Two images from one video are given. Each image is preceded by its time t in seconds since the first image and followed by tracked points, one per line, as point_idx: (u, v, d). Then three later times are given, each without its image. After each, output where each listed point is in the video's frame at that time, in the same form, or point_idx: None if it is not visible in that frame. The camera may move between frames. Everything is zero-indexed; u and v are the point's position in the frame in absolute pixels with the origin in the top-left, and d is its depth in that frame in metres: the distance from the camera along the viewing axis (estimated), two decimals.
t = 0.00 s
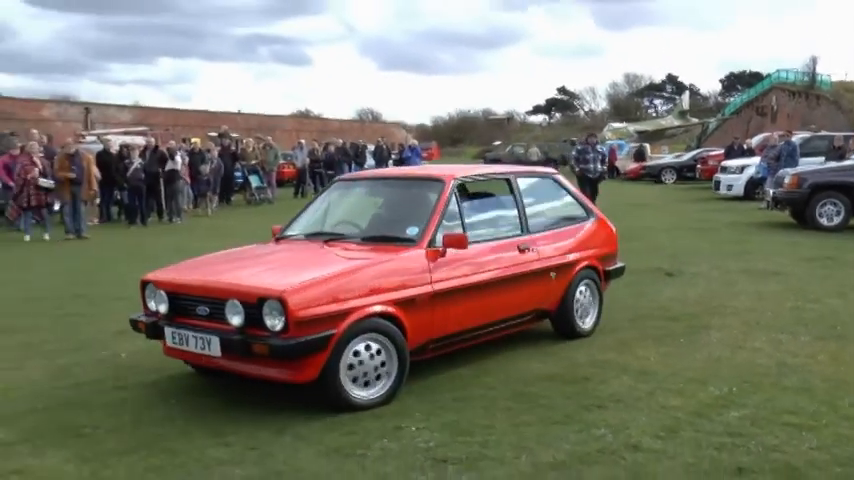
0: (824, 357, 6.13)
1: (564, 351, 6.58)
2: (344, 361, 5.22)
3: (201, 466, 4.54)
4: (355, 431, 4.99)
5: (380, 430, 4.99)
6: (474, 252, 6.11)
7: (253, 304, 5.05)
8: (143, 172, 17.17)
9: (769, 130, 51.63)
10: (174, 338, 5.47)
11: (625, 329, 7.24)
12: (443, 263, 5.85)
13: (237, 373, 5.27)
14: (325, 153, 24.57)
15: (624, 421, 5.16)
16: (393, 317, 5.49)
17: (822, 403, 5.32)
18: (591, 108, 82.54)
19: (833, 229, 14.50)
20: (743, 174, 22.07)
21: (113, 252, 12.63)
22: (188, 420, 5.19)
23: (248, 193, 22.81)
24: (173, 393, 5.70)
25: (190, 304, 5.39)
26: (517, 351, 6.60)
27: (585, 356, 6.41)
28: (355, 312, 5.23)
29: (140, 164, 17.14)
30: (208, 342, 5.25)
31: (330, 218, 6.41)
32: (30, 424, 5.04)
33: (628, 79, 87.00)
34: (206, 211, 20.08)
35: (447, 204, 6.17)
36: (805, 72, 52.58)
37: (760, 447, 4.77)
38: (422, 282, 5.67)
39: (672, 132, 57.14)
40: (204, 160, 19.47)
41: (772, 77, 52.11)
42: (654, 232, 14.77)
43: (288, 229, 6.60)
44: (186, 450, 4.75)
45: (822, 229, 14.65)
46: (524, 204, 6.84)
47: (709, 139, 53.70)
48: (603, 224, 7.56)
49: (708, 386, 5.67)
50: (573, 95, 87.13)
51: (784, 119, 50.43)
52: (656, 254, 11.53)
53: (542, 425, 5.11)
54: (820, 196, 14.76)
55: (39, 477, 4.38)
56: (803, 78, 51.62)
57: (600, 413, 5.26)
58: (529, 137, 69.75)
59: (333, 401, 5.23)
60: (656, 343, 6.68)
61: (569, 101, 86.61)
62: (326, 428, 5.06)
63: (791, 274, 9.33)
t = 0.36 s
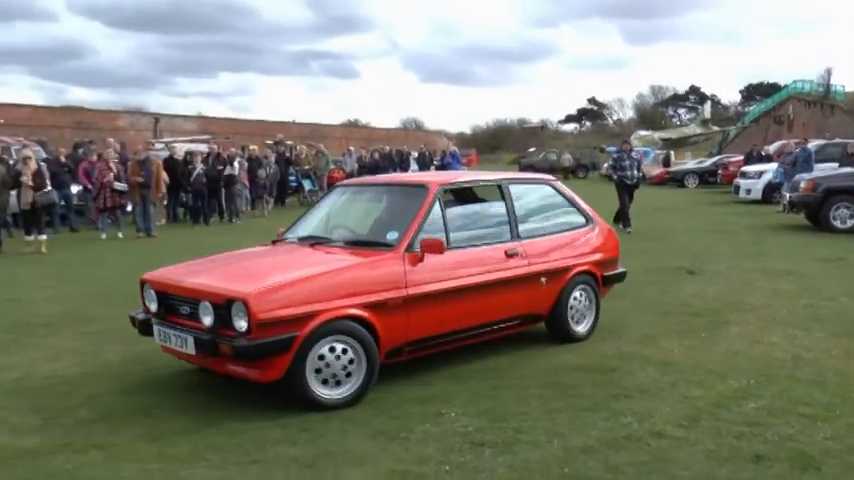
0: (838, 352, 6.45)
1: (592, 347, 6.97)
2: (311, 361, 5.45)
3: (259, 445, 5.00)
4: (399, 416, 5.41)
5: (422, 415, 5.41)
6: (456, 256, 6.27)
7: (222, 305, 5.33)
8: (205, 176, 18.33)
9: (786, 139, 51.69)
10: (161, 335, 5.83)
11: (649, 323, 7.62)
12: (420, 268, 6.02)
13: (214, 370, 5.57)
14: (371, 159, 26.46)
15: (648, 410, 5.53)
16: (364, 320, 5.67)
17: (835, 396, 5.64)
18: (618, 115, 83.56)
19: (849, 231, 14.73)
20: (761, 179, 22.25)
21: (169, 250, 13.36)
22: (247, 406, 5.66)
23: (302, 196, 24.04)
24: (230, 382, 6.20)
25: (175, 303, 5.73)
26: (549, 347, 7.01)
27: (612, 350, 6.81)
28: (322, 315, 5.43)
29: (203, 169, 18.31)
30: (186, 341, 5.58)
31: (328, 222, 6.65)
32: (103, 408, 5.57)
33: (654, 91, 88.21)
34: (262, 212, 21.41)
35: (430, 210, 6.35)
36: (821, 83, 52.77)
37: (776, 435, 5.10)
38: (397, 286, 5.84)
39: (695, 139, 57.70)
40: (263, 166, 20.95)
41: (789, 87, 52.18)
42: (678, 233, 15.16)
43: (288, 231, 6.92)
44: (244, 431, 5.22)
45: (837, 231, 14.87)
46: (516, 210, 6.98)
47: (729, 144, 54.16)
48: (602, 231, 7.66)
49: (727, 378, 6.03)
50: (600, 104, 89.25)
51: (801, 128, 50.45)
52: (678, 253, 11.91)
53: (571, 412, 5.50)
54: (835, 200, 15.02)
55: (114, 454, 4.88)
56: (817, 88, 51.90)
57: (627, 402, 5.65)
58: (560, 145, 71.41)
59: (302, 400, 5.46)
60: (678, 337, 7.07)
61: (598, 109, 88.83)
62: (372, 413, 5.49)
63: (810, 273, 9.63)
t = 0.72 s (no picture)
0: (845, 350, 6.73)
1: (611, 343, 7.34)
2: (269, 364, 5.66)
3: (297, 430, 5.38)
4: (429, 405, 5.80)
5: (449, 405, 5.78)
6: (428, 262, 6.42)
7: (186, 307, 5.57)
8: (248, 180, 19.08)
9: (796, 146, 51.81)
10: (142, 334, 6.13)
11: (664, 320, 7.96)
12: (388, 273, 6.16)
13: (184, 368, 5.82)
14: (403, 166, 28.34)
15: (662, 402, 5.85)
16: (327, 323, 5.85)
17: (841, 391, 5.92)
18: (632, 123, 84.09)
19: None
20: (770, 184, 22.43)
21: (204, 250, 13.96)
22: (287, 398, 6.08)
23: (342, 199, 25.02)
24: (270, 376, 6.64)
25: (153, 304, 6.03)
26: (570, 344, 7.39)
27: (630, 346, 7.19)
28: (281, 318, 5.62)
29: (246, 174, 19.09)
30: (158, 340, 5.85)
31: (314, 228, 6.86)
32: (153, 396, 6.02)
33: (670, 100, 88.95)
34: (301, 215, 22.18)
35: (403, 216, 6.50)
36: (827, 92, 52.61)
37: (785, 428, 5.37)
38: (362, 290, 5.99)
39: (707, 146, 58.03)
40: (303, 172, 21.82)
41: (796, 97, 52.17)
42: (694, 235, 15.52)
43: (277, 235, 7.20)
44: (284, 417, 5.62)
45: (843, 234, 15.16)
46: (496, 216, 7.10)
47: (740, 151, 54.40)
48: (589, 236, 7.72)
49: (739, 373, 6.34)
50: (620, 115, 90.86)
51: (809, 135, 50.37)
52: (694, 254, 12.25)
53: (590, 404, 5.83)
54: (842, 204, 15.27)
55: (165, 437, 5.31)
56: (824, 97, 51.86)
57: (643, 395, 6.00)
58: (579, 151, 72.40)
59: (261, 401, 5.69)
60: (693, 334, 7.41)
61: (618, 118, 90.40)
62: (402, 403, 5.87)
63: (821, 274, 9.90)
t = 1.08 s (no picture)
0: None
1: (630, 340, 7.52)
2: (225, 366, 5.76)
3: (327, 423, 5.61)
4: (453, 401, 6.05)
5: (474, 401, 6.01)
6: (397, 266, 6.42)
7: (147, 307, 5.70)
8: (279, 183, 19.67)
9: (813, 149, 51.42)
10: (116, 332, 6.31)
11: (682, 319, 8.10)
12: (353, 277, 6.18)
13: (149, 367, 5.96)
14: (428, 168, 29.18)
15: (681, 399, 5.99)
16: (286, 326, 5.91)
17: None
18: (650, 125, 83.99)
19: None
20: (788, 186, 22.39)
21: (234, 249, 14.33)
22: (317, 393, 6.34)
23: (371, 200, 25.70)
24: (302, 374, 6.93)
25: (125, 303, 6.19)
26: (591, 342, 7.58)
27: (649, 343, 7.36)
28: (237, 320, 5.69)
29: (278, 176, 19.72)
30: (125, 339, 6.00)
31: (293, 230, 6.95)
32: (188, 395, 6.32)
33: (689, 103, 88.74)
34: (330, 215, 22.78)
35: (372, 219, 6.52)
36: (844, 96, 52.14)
37: (802, 425, 5.47)
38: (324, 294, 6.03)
39: (725, 149, 57.85)
40: (331, 173, 22.01)
41: (815, 101, 51.74)
42: (713, 236, 15.64)
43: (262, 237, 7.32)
44: (313, 411, 5.87)
45: None
46: (473, 220, 7.08)
47: (758, 154, 54.16)
48: (577, 241, 7.60)
49: (756, 372, 6.46)
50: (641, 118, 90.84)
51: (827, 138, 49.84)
52: (712, 254, 12.36)
53: (610, 400, 6.00)
54: None
55: (199, 427, 5.57)
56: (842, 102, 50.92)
57: (662, 391, 6.15)
58: (598, 154, 72.59)
59: (219, 401, 5.80)
60: (711, 332, 7.55)
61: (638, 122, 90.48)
62: (428, 399, 6.11)
63: (838, 274, 9.97)
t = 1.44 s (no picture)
0: None
1: (666, 342, 7.45)
2: (191, 368, 5.76)
3: (361, 422, 5.64)
4: (487, 401, 6.05)
5: (507, 402, 6.01)
6: (375, 271, 6.31)
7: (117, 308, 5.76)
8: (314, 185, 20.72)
9: None
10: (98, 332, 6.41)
11: (718, 321, 8.00)
12: (327, 281, 6.10)
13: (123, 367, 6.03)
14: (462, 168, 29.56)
15: (718, 403, 5.91)
16: (254, 329, 5.88)
17: None
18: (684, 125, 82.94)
19: None
20: (828, 187, 21.92)
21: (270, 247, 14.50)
22: (350, 391, 6.39)
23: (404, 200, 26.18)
24: (335, 372, 6.99)
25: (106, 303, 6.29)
26: (625, 343, 7.52)
27: (684, 346, 7.28)
28: (202, 324, 5.69)
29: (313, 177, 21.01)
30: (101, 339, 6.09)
31: (281, 231, 6.91)
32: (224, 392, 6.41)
33: (725, 103, 87.45)
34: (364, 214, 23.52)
35: (348, 222, 6.41)
36: None
37: (843, 432, 5.35)
38: (295, 299, 5.96)
39: (763, 149, 56.85)
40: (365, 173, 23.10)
41: None
42: (751, 237, 15.40)
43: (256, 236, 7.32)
44: (346, 410, 5.91)
45: None
46: (461, 223, 6.88)
47: (797, 153, 53.13)
48: (577, 246, 7.31)
49: (794, 376, 6.34)
50: (676, 118, 89.84)
51: None
52: (750, 255, 12.17)
53: (645, 402, 5.95)
54: None
55: (234, 424, 5.63)
56: None
57: (697, 395, 6.07)
58: (632, 154, 72.01)
59: (186, 404, 5.81)
60: (748, 335, 7.44)
61: (672, 121, 89.50)
62: (462, 399, 6.11)
63: None
